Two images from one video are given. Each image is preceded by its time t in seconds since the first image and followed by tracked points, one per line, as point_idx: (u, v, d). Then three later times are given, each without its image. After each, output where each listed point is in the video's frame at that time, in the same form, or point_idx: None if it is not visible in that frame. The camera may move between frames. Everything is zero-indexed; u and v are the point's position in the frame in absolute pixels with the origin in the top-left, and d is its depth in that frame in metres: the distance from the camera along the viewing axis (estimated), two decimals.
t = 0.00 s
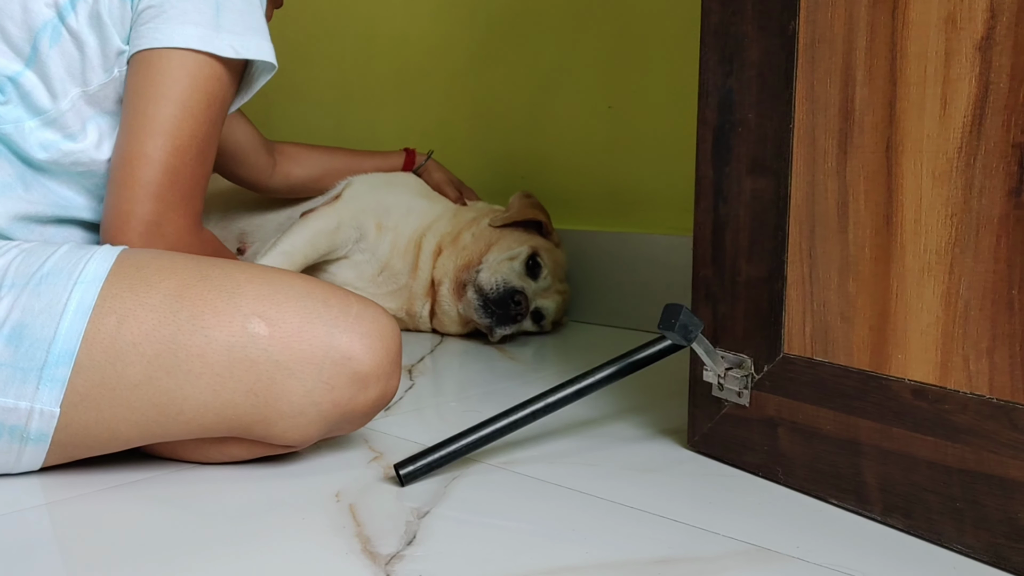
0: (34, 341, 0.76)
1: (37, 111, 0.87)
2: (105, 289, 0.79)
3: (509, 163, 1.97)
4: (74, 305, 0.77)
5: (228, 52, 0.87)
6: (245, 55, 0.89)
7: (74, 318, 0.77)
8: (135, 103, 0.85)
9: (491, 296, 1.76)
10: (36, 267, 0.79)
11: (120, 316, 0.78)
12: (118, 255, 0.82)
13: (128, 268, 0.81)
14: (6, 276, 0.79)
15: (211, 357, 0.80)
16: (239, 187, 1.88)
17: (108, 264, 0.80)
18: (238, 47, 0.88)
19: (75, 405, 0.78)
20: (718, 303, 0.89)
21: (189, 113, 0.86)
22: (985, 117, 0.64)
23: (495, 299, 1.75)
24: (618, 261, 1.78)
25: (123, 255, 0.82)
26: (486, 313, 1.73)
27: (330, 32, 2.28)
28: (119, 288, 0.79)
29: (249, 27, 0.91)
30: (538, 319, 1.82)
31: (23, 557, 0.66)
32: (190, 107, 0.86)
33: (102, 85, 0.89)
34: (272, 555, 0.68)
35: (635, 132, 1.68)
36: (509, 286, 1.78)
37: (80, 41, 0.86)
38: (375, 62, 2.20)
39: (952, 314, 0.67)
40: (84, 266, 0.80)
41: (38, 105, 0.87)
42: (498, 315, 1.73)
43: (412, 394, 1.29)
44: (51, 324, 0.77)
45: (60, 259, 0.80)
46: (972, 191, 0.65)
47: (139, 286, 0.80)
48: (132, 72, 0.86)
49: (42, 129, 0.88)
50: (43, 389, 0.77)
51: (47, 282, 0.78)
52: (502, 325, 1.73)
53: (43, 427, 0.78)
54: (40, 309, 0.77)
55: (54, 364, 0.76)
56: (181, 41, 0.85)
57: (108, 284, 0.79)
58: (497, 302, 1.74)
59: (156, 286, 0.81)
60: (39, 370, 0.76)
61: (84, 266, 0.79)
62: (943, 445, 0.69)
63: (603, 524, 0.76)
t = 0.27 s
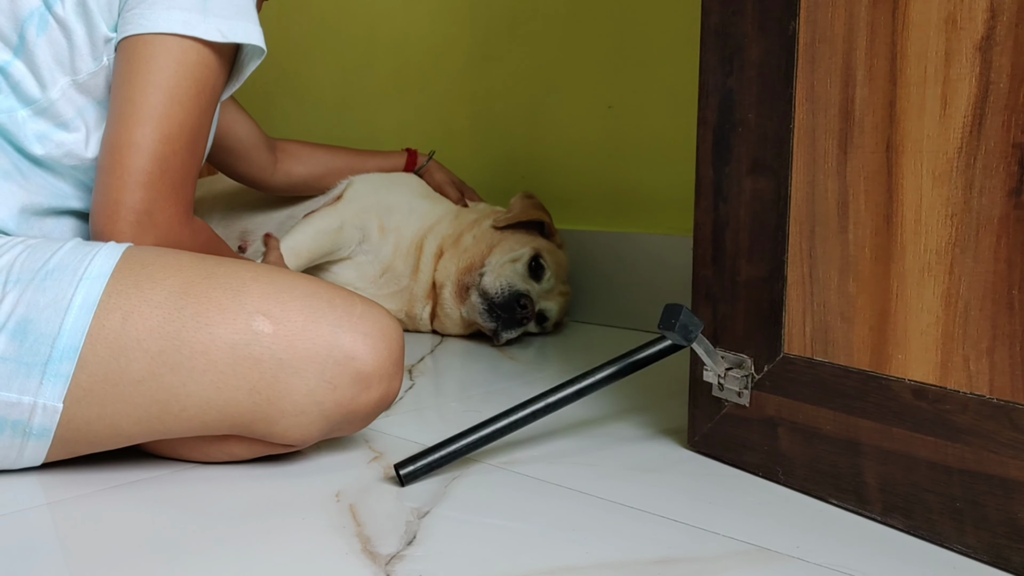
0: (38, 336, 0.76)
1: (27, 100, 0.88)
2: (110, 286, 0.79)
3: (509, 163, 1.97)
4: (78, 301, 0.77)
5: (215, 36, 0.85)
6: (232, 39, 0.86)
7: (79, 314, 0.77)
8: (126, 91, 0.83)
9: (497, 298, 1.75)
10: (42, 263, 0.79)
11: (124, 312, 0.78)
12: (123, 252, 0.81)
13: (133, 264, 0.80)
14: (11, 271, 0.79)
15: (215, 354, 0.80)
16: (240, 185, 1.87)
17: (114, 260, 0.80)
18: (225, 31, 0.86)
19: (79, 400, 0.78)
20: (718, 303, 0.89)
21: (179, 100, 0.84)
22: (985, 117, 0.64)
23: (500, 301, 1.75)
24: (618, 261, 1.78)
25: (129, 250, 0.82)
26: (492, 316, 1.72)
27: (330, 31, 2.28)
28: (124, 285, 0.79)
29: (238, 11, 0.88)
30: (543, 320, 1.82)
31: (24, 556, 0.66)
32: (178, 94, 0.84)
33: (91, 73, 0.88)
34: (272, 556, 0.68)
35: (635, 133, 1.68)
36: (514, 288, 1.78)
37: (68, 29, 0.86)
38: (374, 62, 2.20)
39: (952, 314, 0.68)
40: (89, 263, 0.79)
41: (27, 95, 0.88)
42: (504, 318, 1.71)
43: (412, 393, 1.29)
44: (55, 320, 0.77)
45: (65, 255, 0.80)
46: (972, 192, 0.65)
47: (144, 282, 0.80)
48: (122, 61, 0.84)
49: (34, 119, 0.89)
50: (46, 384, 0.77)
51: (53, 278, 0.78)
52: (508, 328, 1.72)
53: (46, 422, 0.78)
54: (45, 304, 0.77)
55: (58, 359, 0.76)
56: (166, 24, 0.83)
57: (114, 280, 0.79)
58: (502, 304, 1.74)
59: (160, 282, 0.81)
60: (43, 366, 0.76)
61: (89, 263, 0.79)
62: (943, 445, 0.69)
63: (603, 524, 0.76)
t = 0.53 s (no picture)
0: (41, 342, 0.76)
1: (8, 88, 0.85)
2: (112, 290, 0.78)
3: (508, 163, 1.97)
4: (80, 306, 0.77)
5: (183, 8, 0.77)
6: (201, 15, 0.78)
7: (81, 319, 0.77)
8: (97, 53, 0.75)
9: (494, 300, 1.74)
10: (43, 267, 0.79)
11: (126, 317, 0.78)
12: (124, 254, 0.80)
13: (135, 267, 0.80)
14: (11, 277, 0.79)
15: (218, 357, 0.80)
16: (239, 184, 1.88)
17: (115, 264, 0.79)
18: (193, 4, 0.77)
19: (82, 404, 0.78)
20: (718, 303, 0.89)
21: (156, 63, 0.76)
22: (985, 118, 0.64)
23: (498, 302, 1.74)
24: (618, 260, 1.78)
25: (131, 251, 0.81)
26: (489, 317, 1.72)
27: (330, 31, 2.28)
28: (126, 289, 0.79)
29: None
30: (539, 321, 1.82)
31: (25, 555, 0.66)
32: (156, 57, 0.76)
33: (68, 54, 0.83)
34: (272, 556, 0.68)
35: (635, 132, 1.68)
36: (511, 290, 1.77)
37: (41, 10, 0.82)
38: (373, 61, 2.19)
39: (952, 314, 0.68)
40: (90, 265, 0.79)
41: (9, 83, 0.84)
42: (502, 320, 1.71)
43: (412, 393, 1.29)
44: (58, 325, 0.77)
45: (66, 258, 0.80)
46: (971, 192, 0.65)
47: (147, 287, 0.80)
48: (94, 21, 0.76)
49: (18, 107, 0.85)
50: (50, 390, 0.77)
51: (54, 282, 0.78)
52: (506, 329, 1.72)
53: (50, 426, 0.79)
54: (47, 310, 0.77)
55: (61, 365, 0.76)
56: None
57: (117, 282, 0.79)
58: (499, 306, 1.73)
59: (162, 285, 0.81)
60: (46, 371, 0.76)
61: (90, 266, 0.79)
62: (943, 445, 0.69)
63: (603, 524, 0.76)
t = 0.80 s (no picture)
0: (38, 352, 0.76)
1: None
2: (107, 298, 0.78)
3: (507, 163, 1.97)
4: (77, 315, 0.77)
5: None
6: None
7: (79, 328, 0.77)
8: None
9: (441, 318, 1.66)
10: (37, 277, 0.78)
11: (123, 326, 0.78)
12: (118, 261, 0.82)
13: (129, 275, 0.81)
14: (6, 286, 0.78)
15: (216, 363, 0.80)
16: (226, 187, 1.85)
17: (108, 272, 0.80)
18: None
19: (82, 413, 0.78)
20: (718, 303, 0.89)
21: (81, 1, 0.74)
22: (985, 117, 0.64)
23: (445, 321, 1.66)
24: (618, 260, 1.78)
25: (123, 259, 0.82)
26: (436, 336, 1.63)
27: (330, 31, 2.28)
28: (121, 297, 0.79)
29: None
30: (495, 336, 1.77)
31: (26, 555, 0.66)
32: None
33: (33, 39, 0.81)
34: (271, 555, 0.68)
35: (634, 133, 1.68)
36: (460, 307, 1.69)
37: None
38: (373, 62, 2.19)
39: (952, 314, 0.68)
40: (85, 274, 0.79)
41: None
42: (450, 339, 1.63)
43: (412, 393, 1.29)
44: (55, 336, 0.76)
45: (60, 266, 0.80)
46: (971, 191, 0.65)
47: (143, 293, 0.80)
48: None
49: None
50: (49, 400, 0.77)
51: (50, 291, 0.78)
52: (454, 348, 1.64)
53: (51, 434, 0.78)
54: (43, 320, 0.77)
55: (60, 375, 0.76)
56: None
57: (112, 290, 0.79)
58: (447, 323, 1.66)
59: (159, 293, 0.81)
60: (45, 381, 0.76)
61: (85, 274, 0.79)
62: (943, 445, 0.69)
63: (603, 524, 0.76)
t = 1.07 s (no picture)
0: (29, 365, 0.76)
1: None
2: (96, 307, 0.78)
3: (506, 163, 1.97)
4: (65, 327, 0.77)
5: None
6: None
7: (68, 339, 0.77)
8: None
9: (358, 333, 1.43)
10: (22, 288, 0.78)
11: (113, 336, 0.78)
12: (105, 268, 0.81)
13: (117, 285, 0.80)
14: None
15: (206, 372, 0.80)
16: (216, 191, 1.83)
17: (94, 281, 0.80)
18: None
19: (76, 423, 0.78)
20: (718, 303, 0.89)
21: None
22: (985, 117, 0.64)
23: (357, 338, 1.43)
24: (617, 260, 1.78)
25: (110, 265, 0.82)
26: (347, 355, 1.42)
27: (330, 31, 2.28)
28: (110, 307, 0.79)
29: None
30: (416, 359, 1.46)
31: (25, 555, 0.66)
32: None
33: None
34: (271, 555, 0.68)
35: (634, 133, 1.68)
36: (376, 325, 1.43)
37: None
38: (373, 61, 2.19)
39: (952, 314, 0.68)
40: (71, 284, 0.79)
41: None
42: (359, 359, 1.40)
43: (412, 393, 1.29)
44: (45, 348, 0.76)
45: (46, 277, 0.79)
46: (971, 191, 0.65)
47: (130, 305, 0.80)
48: None
49: None
50: (42, 411, 0.77)
51: (37, 304, 0.77)
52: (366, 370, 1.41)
53: (46, 444, 0.79)
54: (31, 333, 0.76)
55: (52, 387, 0.76)
56: None
57: (99, 300, 0.79)
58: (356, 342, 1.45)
59: (149, 301, 0.81)
60: (37, 393, 0.76)
61: (72, 285, 0.79)
62: (943, 445, 0.69)
63: (602, 524, 0.76)
